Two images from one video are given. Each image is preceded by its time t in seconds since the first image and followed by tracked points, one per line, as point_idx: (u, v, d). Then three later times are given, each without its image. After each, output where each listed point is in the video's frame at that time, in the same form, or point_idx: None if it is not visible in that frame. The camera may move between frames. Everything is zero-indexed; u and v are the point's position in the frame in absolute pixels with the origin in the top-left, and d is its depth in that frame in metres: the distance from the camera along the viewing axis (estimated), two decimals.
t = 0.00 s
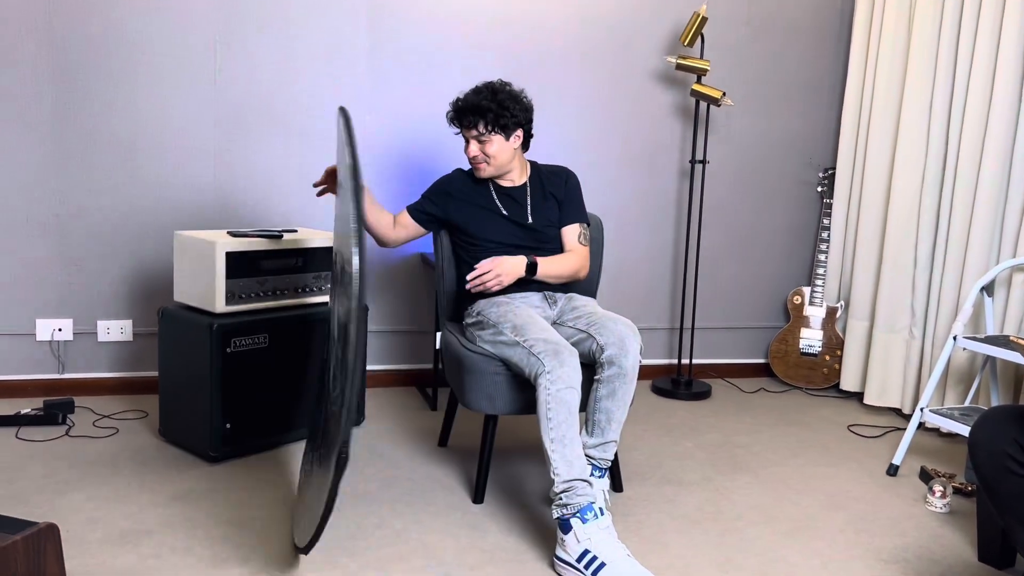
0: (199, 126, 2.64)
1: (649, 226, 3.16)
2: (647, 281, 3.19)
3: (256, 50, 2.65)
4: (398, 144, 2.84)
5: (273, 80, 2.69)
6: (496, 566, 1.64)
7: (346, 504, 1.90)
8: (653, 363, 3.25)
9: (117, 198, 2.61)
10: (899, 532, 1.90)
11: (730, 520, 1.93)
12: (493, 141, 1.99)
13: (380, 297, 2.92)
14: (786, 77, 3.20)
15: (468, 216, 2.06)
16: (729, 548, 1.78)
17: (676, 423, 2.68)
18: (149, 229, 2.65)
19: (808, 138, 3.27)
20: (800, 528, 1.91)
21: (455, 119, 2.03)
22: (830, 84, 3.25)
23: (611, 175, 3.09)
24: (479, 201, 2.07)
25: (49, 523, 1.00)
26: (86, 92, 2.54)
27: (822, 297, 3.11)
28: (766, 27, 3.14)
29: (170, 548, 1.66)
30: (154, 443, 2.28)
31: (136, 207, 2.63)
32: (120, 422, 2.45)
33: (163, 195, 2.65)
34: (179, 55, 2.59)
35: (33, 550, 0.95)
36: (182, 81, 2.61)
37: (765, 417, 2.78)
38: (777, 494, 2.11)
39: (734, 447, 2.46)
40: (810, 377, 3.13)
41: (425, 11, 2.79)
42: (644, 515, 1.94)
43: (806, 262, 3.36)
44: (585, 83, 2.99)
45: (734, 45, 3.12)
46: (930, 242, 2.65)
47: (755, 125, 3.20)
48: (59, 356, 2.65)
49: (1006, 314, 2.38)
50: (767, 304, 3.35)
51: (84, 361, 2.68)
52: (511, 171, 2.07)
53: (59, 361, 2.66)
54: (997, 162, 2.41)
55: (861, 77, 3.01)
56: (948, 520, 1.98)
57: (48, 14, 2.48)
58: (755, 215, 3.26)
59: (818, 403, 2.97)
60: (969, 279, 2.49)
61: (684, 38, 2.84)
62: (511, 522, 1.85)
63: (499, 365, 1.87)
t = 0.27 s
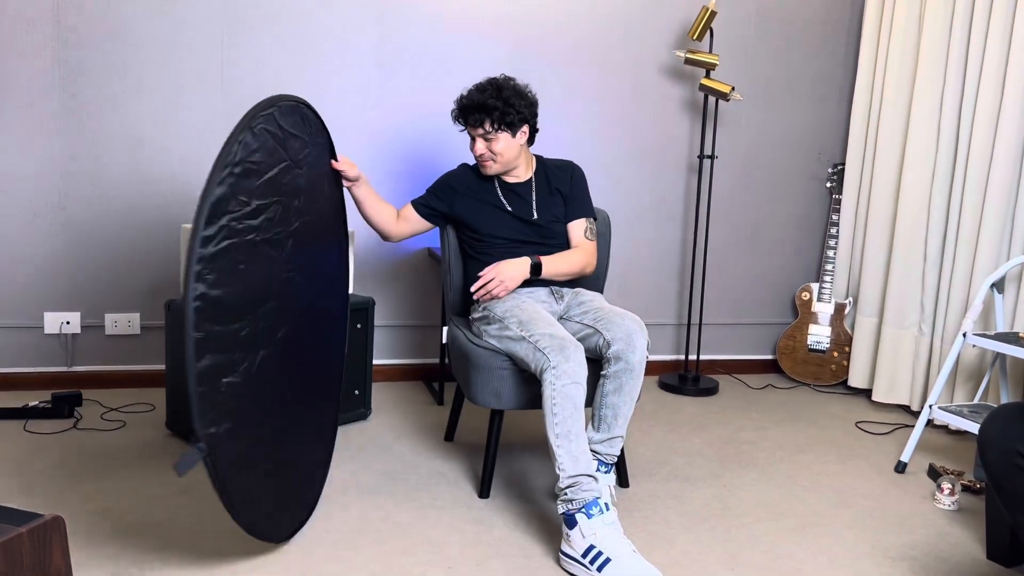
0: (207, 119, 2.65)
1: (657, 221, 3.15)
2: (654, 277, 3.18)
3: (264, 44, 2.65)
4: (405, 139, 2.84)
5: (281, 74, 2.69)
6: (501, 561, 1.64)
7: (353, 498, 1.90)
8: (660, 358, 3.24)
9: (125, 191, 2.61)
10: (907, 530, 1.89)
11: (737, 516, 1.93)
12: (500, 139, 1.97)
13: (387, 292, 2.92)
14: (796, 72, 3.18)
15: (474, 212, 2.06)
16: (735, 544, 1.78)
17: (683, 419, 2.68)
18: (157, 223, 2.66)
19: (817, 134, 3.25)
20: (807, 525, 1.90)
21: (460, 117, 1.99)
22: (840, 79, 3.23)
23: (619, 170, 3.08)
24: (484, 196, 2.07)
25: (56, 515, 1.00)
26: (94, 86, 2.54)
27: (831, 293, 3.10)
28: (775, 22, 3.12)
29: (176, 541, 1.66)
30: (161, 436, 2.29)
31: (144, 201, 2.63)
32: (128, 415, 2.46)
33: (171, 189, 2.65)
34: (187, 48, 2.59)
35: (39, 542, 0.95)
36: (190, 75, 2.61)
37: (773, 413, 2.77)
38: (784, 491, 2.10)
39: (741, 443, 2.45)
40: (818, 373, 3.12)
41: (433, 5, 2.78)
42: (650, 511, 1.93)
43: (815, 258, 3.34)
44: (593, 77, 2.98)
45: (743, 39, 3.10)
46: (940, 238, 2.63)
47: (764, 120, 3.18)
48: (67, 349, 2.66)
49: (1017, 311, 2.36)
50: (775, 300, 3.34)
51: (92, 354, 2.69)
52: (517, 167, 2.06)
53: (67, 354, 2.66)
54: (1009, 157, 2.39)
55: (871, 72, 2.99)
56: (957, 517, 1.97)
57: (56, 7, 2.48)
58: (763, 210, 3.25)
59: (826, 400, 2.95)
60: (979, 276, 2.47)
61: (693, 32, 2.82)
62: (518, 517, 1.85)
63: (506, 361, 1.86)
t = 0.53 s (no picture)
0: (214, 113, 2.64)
1: (665, 216, 3.14)
2: (662, 272, 3.17)
3: (271, 37, 2.65)
4: (413, 133, 2.83)
5: (288, 68, 2.68)
6: (507, 556, 1.64)
7: (359, 492, 1.90)
8: (667, 354, 3.23)
9: (132, 184, 2.62)
10: (915, 526, 1.88)
11: (744, 512, 1.92)
12: (512, 134, 1.95)
13: (394, 286, 2.91)
14: (805, 66, 3.15)
15: (482, 206, 2.05)
16: (742, 540, 1.77)
17: (691, 415, 2.67)
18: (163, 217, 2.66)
19: (826, 128, 3.22)
20: (814, 521, 1.89)
21: (472, 111, 1.98)
22: (850, 73, 3.20)
23: (627, 164, 3.06)
24: (492, 191, 2.06)
25: (62, 509, 1.00)
26: (101, 79, 2.54)
27: (839, 289, 3.08)
28: (785, 15, 3.10)
29: (183, 534, 1.67)
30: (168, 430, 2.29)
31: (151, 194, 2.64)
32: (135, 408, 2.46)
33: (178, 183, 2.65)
34: (194, 42, 2.59)
35: (44, 536, 0.95)
36: (198, 69, 2.61)
37: (780, 409, 2.76)
38: (792, 487, 2.09)
39: (748, 439, 2.44)
40: (826, 369, 3.10)
41: None
42: (657, 506, 1.93)
43: (823, 253, 3.32)
44: (601, 71, 2.97)
45: (752, 33, 3.08)
46: (950, 233, 2.61)
47: (773, 115, 3.16)
48: (75, 342, 2.67)
49: None
50: (783, 296, 3.32)
51: (99, 347, 2.69)
52: (528, 162, 2.04)
53: (75, 347, 2.67)
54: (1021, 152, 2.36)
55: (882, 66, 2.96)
56: (966, 515, 1.95)
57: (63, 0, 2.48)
58: (771, 205, 3.23)
59: (834, 396, 2.94)
60: (989, 272, 2.45)
61: (702, 26, 2.80)
62: (524, 512, 1.85)
63: (513, 355, 1.86)
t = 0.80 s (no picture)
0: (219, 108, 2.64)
1: (669, 212, 3.13)
2: (666, 268, 3.17)
3: (276, 32, 2.64)
4: (417, 128, 2.83)
5: (292, 62, 2.68)
6: (511, 550, 1.64)
7: (362, 487, 1.91)
8: (670, 350, 3.23)
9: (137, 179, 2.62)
10: (919, 523, 1.88)
11: (748, 508, 1.92)
12: (519, 128, 1.95)
13: (397, 282, 2.91)
14: (811, 61, 3.14)
15: (487, 200, 2.05)
16: (746, 536, 1.77)
17: (695, 411, 2.66)
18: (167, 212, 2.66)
19: (832, 124, 3.21)
20: (818, 518, 1.89)
21: (480, 104, 1.98)
22: (855, 68, 3.19)
23: (631, 159, 3.05)
24: (497, 185, 2.05)
25: (66, 502, 1.00)
26: (106, 74, 2.54)
27: (844, 285, 3.07)
28: (791, 10, 3.08)
29: (187, 528, 1.67)
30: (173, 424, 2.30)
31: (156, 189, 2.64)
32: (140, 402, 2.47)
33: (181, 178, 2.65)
34: (199, 37, 2.59)
35: (48, 530, 0.95)
36: (202, 64, 2.60)
37: (784, 405, 2.75)
38: (796, 483, 2.09)
39: (752, 436, 2.44)
40: (830, 365, 3.09)
41: None
42: (660, 502, 1.93)
43: (828, 249, 3.31)
44: (606, 66, 2.96)
45: (758, 28, 3.07)
46: (956, 229, 2.60)
47: (778, 110, 3.15)
48: (79, 336, 2.68)
49: None
50: (788, 292, 3.31)
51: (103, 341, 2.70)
52: (534, 157, 2.04)
53: (80, 341, 2.68)
54: None
55: (888, 61, 2.95)
56: (970, 512, 1.95)
57: None
58: (777, 201, 3.22)
59: (838, 392, 2.93)
60: (995, 268, 2.44)
61: (708, 20, 2.79)
62: (528, 506, 1.85)
63: (516, 350, 1.86)
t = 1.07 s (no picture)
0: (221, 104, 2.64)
1: (672, 208, 3.12)
2: (669, 265, 3.16)
3: (278, 27, 2.64)
4: (420, 124, 2.82)
5: (295, 57, 2.67)
6: (514, 546, 1.64)
7: (365, 482, 1.91)
8: (673, 346, 3.22)
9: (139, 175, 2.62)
10: (922, 520, 1.87)
11: (751, 505, 1.91)
12: (525, 122, 1.95)
13: (400, 277, 2.91)
14: (815, 57, 3.13)
15: (490, 194, 2.05)
16: (749, 533, 1.77)
17: (698, 407, 2.66)
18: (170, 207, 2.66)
19: (836, 120, 3.20)
20: (821, 515, 1.88)
21: (484, 99, 1.96)
22: (859, 64, 3.18)
23: (634, 155, 3.05)
24: (500, 180, 2.05)
25: (69, 497, 1.01)
26: (109, 69, 2.54)
27: (847, 282, 3.07)
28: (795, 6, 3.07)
29: (190, 523, 1.67)
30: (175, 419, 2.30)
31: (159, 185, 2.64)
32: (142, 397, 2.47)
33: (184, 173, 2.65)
34: (201, 33, 2.58)
35: (50, 525, 0.96)
36: (205, 60, 2.60)
37: (787, 402, 2.75)
38: (799, 480, 2.08)
39: (755, 432, 2.44)
40: (833, 362, 3.09)
41: None
42: (663, 499, 1.93)
43: (832, 246, 3.30)
44: (609, 61, 2.95)
45: (761, 24, 3.05)
46: (960, 225, 2.59)
47: (781, 107, 3.14)
48: (82, 331, 2.68)
49: None
50: (791, 289, 3.31)
51: (106, 336, 2.70)
52: (538, 152, 2.03)
53: (82, 337, 2.68)
54: None
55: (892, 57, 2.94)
56: (974, 509, 1.95)
57: None
58: (780, 198, 3.21)
59: (841, 389, 2.93)
60: (999, 264, 2.43)
61: (711, 16, 2.77)
62: (530, 502, 1.85)
63: (519, 346, 1.85)
